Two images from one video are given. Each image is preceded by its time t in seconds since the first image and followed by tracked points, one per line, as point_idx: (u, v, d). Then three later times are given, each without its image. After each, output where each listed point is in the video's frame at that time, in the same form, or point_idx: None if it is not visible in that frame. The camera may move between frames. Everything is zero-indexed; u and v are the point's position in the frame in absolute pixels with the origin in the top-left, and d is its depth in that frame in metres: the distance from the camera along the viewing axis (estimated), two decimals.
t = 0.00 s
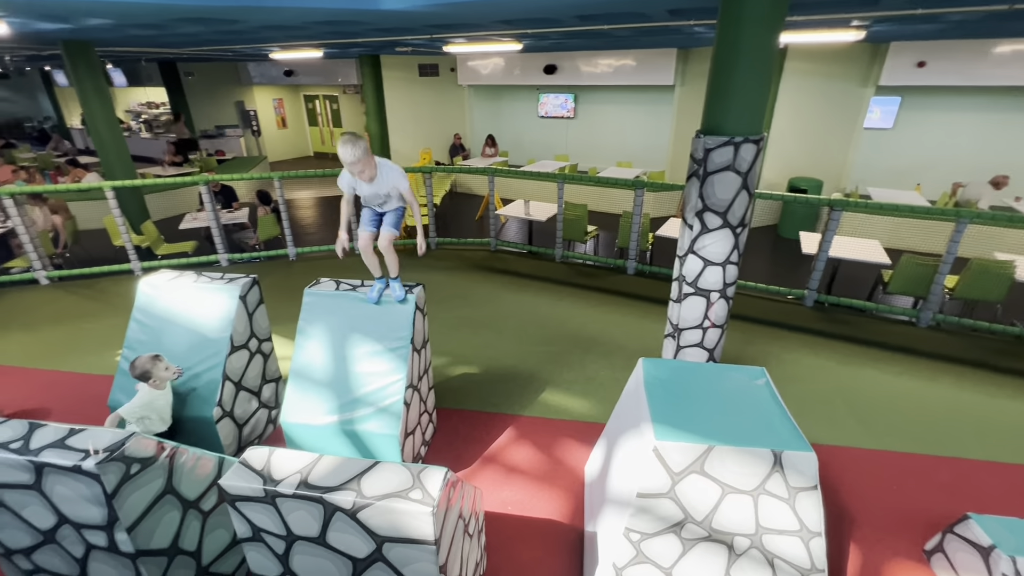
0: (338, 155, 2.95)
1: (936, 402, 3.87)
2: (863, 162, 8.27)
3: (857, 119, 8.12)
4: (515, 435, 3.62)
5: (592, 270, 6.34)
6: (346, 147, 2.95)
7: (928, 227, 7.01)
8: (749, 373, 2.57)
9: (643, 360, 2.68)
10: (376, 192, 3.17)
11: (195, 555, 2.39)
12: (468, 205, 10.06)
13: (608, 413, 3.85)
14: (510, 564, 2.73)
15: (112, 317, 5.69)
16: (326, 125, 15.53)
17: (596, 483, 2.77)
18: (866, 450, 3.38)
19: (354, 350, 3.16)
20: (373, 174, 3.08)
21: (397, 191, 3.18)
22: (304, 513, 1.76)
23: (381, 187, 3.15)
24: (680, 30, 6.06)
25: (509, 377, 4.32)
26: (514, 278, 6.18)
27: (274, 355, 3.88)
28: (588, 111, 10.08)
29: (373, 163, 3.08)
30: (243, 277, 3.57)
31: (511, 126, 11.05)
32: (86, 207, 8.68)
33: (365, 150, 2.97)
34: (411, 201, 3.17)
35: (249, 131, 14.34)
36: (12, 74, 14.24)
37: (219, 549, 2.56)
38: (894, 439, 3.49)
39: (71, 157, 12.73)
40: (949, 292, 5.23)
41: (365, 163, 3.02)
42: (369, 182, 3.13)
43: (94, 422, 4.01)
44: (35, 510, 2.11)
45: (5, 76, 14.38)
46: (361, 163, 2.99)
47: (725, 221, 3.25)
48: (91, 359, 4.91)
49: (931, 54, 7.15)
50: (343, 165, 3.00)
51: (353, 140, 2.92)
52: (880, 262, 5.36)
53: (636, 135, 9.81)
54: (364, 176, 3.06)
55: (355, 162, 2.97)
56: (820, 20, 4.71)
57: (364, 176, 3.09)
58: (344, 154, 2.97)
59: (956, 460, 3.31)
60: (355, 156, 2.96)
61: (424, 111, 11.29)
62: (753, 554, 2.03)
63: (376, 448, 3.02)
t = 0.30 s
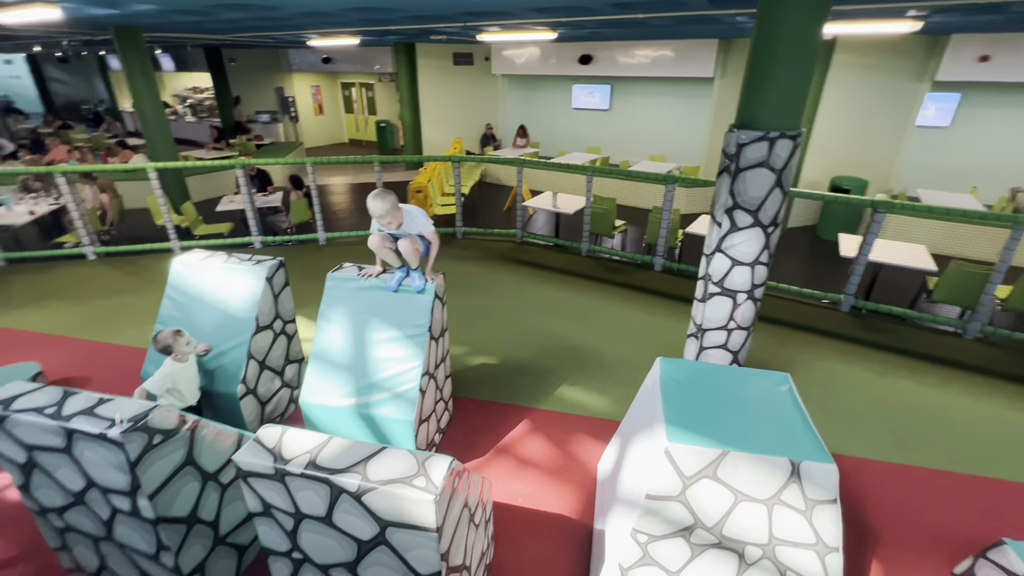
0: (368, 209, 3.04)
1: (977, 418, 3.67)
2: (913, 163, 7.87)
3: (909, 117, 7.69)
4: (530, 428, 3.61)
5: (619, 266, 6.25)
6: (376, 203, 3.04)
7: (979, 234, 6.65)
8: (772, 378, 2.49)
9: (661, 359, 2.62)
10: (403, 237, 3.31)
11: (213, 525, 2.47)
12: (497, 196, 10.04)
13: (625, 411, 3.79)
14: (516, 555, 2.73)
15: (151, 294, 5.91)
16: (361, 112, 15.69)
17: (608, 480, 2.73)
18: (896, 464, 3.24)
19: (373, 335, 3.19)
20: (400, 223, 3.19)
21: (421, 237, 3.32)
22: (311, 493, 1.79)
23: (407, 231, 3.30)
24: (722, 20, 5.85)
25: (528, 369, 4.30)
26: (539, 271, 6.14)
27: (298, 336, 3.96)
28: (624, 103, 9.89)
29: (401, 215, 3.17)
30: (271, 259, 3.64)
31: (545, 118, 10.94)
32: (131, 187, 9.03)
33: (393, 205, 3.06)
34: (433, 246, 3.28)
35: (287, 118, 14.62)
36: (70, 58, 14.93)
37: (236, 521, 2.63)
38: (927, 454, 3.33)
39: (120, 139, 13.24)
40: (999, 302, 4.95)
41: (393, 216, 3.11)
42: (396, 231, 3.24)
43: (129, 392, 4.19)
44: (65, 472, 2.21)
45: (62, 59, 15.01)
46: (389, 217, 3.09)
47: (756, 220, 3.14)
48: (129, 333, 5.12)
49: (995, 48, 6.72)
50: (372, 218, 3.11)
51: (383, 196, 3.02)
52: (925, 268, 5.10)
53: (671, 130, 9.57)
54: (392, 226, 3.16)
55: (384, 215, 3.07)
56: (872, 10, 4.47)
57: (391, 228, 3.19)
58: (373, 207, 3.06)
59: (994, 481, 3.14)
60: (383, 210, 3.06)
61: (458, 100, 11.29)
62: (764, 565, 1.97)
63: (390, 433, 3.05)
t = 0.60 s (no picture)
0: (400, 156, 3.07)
1: (1014, 421, 3.51)
2: (965, 151, 7.45)
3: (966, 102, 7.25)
4: (545, 407, 3.62)
5: (644, 249, 6.14)
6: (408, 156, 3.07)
7: None
8: (794, 368, 2.42)
9: (680, 343, 2.57)
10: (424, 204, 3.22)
11: (235, 483, 2.57)
12: (524, 175, 9.94)
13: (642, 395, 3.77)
14: (524, 530, 2.77)
15: (184, 260, 6.09)
16: (392, 87, 15.65)
17: (620, 461, 2.73)
18: (921, 463, 3.14)
19: (392, 307, 3.23)
20: (426, 182, 3.19)
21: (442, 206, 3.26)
22: (323, 457, 1.83)
23: (430, 198, 3.23)
24: None
25: (546, 349, 4.30)
26: (562, 252, 6.08)
27: (321, 306, 4.03)
28: (658, 82, 9.60)
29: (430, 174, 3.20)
30: (296, 230, 3.69)
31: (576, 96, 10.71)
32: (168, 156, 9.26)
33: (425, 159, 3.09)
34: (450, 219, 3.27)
35: (319, 91, 14.70)
36: (113, 27, 15.25)
37: (256, 480, 2.72)
38: (957, 455, 3.21)
39: (159, 109, 13.54)
40: None
41: (422, 169, 3.14)
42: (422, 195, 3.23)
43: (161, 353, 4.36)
44: (98, 424, 2.32)
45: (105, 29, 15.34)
46: (418, 170, 3.10)
47: (788, 205, 3.02)
48: (163, 297, 5.30)
49: None
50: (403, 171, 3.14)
51: (417, 146, 3.06)
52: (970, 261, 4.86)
53: (706, 111, 9.27)
54: (419, 182, 3.16)
55: (414, 165, 3.09)
56: None
57: (419, 183, 3.19)
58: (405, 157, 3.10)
59: None
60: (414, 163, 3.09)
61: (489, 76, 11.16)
62: (772, 555, 1.95)
63: (406, 404, 3.11)
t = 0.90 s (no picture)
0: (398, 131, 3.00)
1: (1015, 402, 3.51)
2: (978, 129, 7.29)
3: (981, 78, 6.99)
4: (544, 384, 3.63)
5: (647, 228, 6.09)
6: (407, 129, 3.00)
7: None
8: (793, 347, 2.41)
9: (680, 321, 2.55)
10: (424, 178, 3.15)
11: (237, 454, 2.60)
12: (528, 153, 9.83)
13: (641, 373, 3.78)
14: (522, 503, 2.81)
15: (186, 236, 6.08)
16: (394, 62, 15.38)
17: (618, 436, 2.74)
18: (920, 442, 3.15)
19: (393, 284, 3.22)
20: (425, 157, 3.11)
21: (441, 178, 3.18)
22: (322, 428, 1.85)
23: (430, 172, 3.15)
24: None
25: (546, 327, 4.30)
26: (564, 230, 6.04)
27: (322, 283, 4.03)
28: (666, 56, 9.40)
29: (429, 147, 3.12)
30: (295, 206, 3.67)
31: (582, 71, 10.52)
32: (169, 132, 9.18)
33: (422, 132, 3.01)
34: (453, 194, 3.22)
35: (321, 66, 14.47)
36: None
37: (258, 451, 2.76)
38: (955, 435, 3.22)
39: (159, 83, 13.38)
40: None
41: (421, 143, 3.05)
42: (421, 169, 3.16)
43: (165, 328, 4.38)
44: (101, 396, 2.34)
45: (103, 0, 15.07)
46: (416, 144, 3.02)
47: (794, 181, 2.98)
48: (165, 273, 5.30)
49: None
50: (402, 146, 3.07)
51: (414, 120, 2.98)
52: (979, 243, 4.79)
53: (714, 87, 9.09)
54: (417, 156, 3.09)
55: (412, 139, 3.01)
56: None
57: (418, 158, 3.12)
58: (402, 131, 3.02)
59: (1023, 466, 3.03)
60: (412, 136, 3.01)
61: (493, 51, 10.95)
62: (766, 529, 1.97)
63: (406, 379, 3.13)
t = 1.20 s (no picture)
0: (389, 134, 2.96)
1: (1003, 396, 3.55)
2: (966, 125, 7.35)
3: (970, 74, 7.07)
4: (538, 382, 3.63)
5: (640, 225, 6.09)
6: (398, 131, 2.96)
7: None
8: (784, 343, 2.42)
9: (672, 318, 2.55)
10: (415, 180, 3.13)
11: (227, 456, 2.58)
12: (520, 150, 9.81)
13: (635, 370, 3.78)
14: (515, 501, 2.81)
15: (175, 236, 6.01)
16: (385, 59, 15.29)
17: (611, 433, 2.75)
18: (910, 436, 3.18)
19: (385, 284, 3.21)
20: (417, 159, 3.09)
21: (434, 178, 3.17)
22: (313, 430, 1.83)
23: (422, 173, 3.14)
24: None
25: (539, 325, 4.30)
26: (557, 228, 6.03)
27: (313, 282, 4.00)
28: (658, 54, 9.40)
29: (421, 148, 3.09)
30: (284, 205, 3.63)
31: (574, 68, 10.49)
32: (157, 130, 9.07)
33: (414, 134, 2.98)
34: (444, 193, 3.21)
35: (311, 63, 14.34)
36: None
37: (249, 453, 2.73)
38: (944, 429, 3.26)
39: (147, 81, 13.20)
40: None
41: (413, 145, 3.02)
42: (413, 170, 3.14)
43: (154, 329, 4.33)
44: (88, 399, 2.31)
45: None
46: (408, 146, 2.99)
47: (784, 177, 2.99)
48: (154, 274, 5.24)
49: None
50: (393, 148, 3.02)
51: (405, 122, 2.94)
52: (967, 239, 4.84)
53: (706, 84, 9.09)
54: (409, 158, 3.06)
55: (404, 142, 2.97)
56: None
57: (409, 160, 3.09)
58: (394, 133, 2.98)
59: (1010, 458, 3.07)
60: (403, 139, 2.98)
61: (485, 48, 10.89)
62: (758, 524, 1.98)
63: (398, 379, 3.11)
